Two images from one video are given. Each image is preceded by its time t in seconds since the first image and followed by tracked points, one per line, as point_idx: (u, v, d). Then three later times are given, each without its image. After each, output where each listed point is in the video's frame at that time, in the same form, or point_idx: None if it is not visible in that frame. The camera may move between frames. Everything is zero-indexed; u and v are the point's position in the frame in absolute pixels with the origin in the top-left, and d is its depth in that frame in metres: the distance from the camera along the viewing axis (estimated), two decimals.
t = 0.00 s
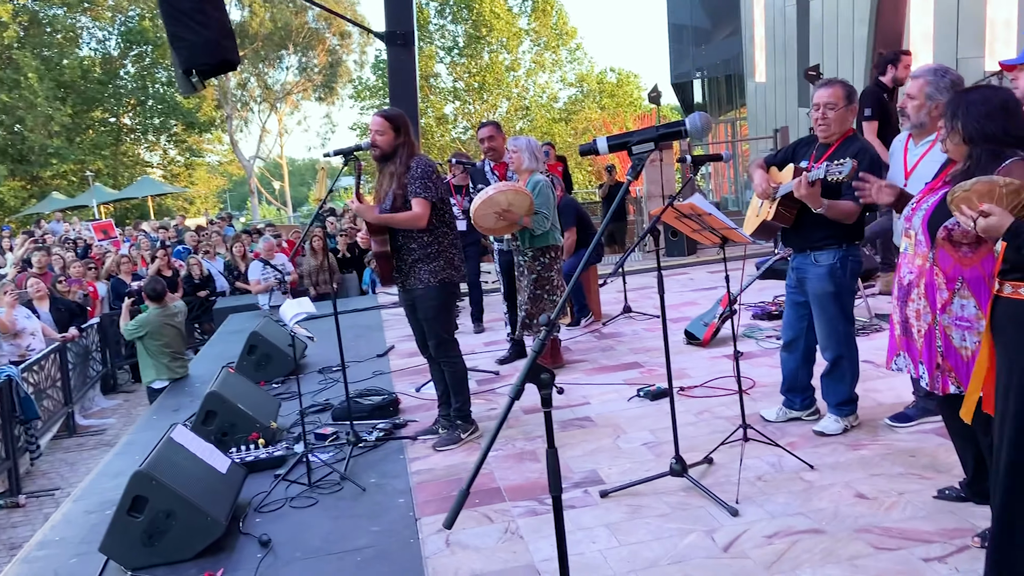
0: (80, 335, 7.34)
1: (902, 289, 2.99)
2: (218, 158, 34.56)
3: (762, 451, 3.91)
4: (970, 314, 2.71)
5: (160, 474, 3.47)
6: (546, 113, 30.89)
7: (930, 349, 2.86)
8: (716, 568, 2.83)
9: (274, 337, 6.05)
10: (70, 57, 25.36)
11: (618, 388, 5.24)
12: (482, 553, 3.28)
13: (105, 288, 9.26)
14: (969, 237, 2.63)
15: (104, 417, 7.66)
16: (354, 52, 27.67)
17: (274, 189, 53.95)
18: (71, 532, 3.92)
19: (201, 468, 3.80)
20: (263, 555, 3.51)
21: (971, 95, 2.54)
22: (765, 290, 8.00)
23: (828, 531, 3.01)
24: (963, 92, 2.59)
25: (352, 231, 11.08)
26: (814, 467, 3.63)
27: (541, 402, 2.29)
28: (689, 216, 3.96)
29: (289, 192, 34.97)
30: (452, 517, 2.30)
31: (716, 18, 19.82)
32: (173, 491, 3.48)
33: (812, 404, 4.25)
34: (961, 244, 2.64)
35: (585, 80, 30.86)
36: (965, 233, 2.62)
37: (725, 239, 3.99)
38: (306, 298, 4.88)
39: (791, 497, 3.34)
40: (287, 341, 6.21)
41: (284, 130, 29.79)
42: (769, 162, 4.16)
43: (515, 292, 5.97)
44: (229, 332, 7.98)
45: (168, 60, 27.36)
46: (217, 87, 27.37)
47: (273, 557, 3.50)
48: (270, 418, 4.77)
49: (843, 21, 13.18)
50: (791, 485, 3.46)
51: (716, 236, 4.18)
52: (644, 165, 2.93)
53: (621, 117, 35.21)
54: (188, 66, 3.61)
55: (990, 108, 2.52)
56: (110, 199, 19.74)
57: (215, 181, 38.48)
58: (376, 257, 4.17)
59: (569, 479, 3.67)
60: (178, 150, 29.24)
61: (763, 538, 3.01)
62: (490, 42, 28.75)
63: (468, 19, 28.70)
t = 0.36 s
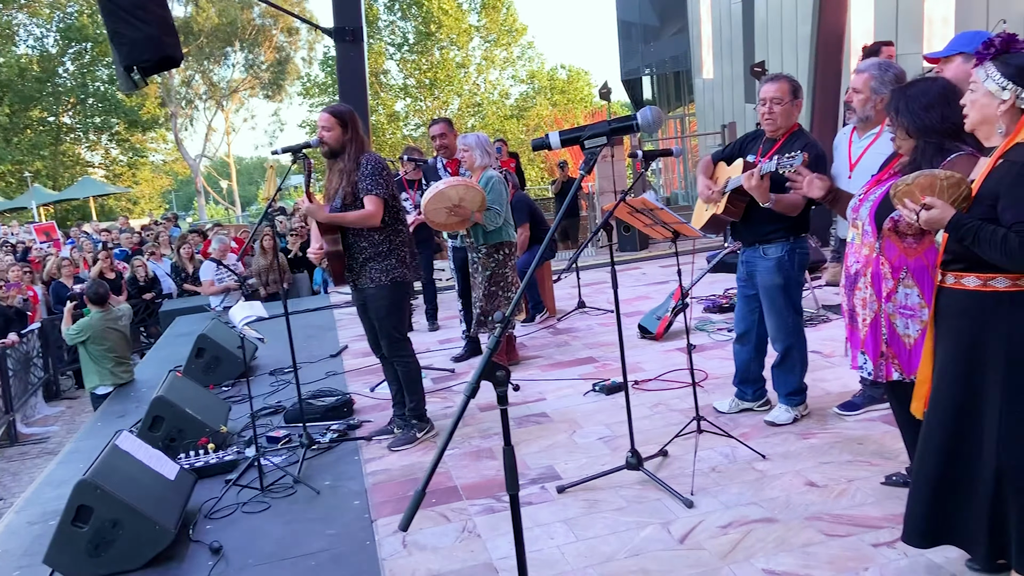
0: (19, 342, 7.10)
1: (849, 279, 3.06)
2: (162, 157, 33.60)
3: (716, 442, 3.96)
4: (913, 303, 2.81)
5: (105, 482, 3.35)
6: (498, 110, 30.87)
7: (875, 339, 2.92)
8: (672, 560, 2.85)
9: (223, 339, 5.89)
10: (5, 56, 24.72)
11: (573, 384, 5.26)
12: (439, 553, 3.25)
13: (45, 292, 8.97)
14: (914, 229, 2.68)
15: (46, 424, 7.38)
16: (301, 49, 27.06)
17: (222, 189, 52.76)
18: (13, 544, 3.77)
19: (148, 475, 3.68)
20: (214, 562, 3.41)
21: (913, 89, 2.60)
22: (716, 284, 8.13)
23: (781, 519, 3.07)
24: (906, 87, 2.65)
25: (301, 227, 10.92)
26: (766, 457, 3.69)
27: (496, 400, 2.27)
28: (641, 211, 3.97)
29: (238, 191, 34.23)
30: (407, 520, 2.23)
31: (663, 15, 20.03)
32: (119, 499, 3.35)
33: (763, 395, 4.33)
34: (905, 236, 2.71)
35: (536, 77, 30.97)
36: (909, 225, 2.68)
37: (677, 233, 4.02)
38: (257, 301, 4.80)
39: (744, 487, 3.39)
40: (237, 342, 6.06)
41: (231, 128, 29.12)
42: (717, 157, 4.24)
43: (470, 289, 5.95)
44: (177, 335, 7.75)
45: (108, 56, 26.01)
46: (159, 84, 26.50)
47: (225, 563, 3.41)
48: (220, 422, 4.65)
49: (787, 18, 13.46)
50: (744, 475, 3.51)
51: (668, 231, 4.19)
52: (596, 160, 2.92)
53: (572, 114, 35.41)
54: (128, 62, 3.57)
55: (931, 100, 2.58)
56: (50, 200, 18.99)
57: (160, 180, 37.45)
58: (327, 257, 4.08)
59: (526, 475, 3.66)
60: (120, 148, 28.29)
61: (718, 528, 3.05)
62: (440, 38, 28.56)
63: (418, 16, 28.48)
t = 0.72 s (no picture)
0: None
1: (792, 281, 3.11)
2: (99, 161, 32.45)
3: (664, 444, 3.99)
4: (855, 303, 2.88)
5: (39, 497, 3.18)
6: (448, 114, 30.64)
7: (820, 338, 2.99)
8: (623, 563, 2.85)
9: (163, 348, 5.70)
10: None
11: (524, 388, 5.25)
12: (388, 562, 3.18)
13: None
14: (851, 231, 2.73)
15: None
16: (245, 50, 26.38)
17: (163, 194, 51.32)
18: None
19: (85, 489, 3.51)
20: None
21: (850, 94, 2.67)
22: (663, 287, 8.25)
23: (729, 519, 3.10)
24: (843, 92, 2.72)
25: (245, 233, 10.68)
26: (713, 457, 3.73)
27: (446, 406, 2.23)
28: (589, 214, 3.98)
29: (180, 196, 33.32)
30: (355, 530, 2.19)
31: (610, 21, 20.27)
32: (54, 515, 3.20)
33: (710, 396, 4.38)
34: (844, 238, 2.76)
35: (484, 81, 31.01)
36: (847, 228, 2.72)
37: (625, 237, 4.04)
38: (195, 307, 4.63)
39: (692, 488, 3.42)
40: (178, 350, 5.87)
41: (172, 131, 28.31)
42: (662, 162, 4.29)
43: (419, 293, 5.89)
44: (114, 344, 7.47)
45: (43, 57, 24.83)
46: (96, 85, 25.52)
47: None
48: (160, 434, 4.49)
49: (731, 25, 13.74)
50: (692, 476, 3.54)
51: (616, 235, 4.21)
52: (545, 162, 2.91)
53: (519, 118, 35.54)
54: (63, 63, 3.41)
55: (866, 107, 2.66)
56: None
57: (96, 184, 36.19)
58: (271, 260, 3.97)
59: (476, 481, 3.63)
60: (55, 152, 27.20)
61: (667, 530, 3.06)
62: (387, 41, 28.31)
63: (364, 19, 28.19)
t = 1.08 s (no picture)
0: None
1: (739, 284, 3.15)
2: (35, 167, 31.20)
3: (618, 448, 4.00)
4: (799, 304, 2.93)
5: None
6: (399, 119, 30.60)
7: (766, 339, 3.03)
8: (578, 568, 2.84)
9: (105, 359, 5.50)
10: None
11: (478, 394, 5.23)
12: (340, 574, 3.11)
13: None
14: (795, 234, 2.83)
15: None
16: (189, 54, 25.64)
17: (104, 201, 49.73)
18: None
19: (23, 504, 3.35)
20: None
21: (794, 102, 2.73)
22: (616, 292, 8.32)
23: (682, 522, 3.12)
24: (786, 99, 2.78)
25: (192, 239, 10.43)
26: (666, 460, 3.76)
27: (398, 415, 2.20)
28: (542, 220, 3.98)
29: (123, 202, 32.29)
30: (305, 544, 2.12)
31: (560, 27, 20.47)
32: None
33: (663, 399, 4.43)
34: (788, 241, 2.86)
35: (436, 87, 31.18)
36: (791, 231, 2.83)
37: (578, 241, 4.05)
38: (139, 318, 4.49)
39: (646, 491, 3.44)
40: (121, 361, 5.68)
41: (114, 136, 27.35)
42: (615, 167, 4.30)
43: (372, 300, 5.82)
44: (54, 356, 7.19)
45: None
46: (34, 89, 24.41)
47: None
48: (103, 447, 4.33)
49: (679, 32, 14.01)
50: (646, 479, 3.56)
51: (569, 240, 4.22)
52: (497, 166, 2.89)
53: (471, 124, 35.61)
54: None
55: (808, 116, 2.72)
56: None
57: (32, 191, 34.82)
58: (217, 268, 3.86)
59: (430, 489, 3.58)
60: None
61: (622, 533, 3.07)
62: (336, 46, 28.06)
63: (313, 23, 27.91)
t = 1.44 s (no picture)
0: None
1: (697, 293, 3.20)
2: None
3: (578, 458, 4.00)
4: (756, 312, 2.97)
5: None
6: (356, 128, 30.46)
7: (723, 347, 3.06)
8: None
9: (51, 371, 5.31)
10: None
11: (437, 405, 5.18)
12: None
13: None
14: (752, 242, 2.87)
15: None
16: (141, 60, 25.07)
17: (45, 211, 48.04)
18: None
19: None
20: None
21: (749, 114, 2.79)
22: (574, 301, 8.37)
23: (642, 531, 3.13)
24: (743, 111, 2.84)
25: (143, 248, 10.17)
26: (626, 469, 3.77)
27: (359, 426, 2.16)
28: (502, 228, 3.95)
29: (66, 211, 31.22)
30: (260, 561, 2.04)
31: (517, 38, 20.62)
32: None
33: (621, 408, 4.45)
34: (745, 250, 2.89)
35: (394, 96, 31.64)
36: (750, 239, 2.86)
37: (538, 250, 4.04)
38: (87, 329, 4.35)
39: (606, 501, 3.44)
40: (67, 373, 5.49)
41: (59, 143, 26.34)
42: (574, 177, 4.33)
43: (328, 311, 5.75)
44: None
45: None
46: None
47: None
48: (48, 462, 4.17)
49: (635, 44, 14.25)
50: (606, 489, 3.56)
51: (529, 249, 4.21)
52: (459, 175, 2.87)
53: (427, 133, 35.61)
54: None
55: (763, 127, 2.77)
56: None
57: None
58: (165, 279, 3.77)
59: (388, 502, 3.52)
60: None
61: (582, 544, 3.06)
62: (292, 53, 27.80)
63: (268, 30, 27.60)
